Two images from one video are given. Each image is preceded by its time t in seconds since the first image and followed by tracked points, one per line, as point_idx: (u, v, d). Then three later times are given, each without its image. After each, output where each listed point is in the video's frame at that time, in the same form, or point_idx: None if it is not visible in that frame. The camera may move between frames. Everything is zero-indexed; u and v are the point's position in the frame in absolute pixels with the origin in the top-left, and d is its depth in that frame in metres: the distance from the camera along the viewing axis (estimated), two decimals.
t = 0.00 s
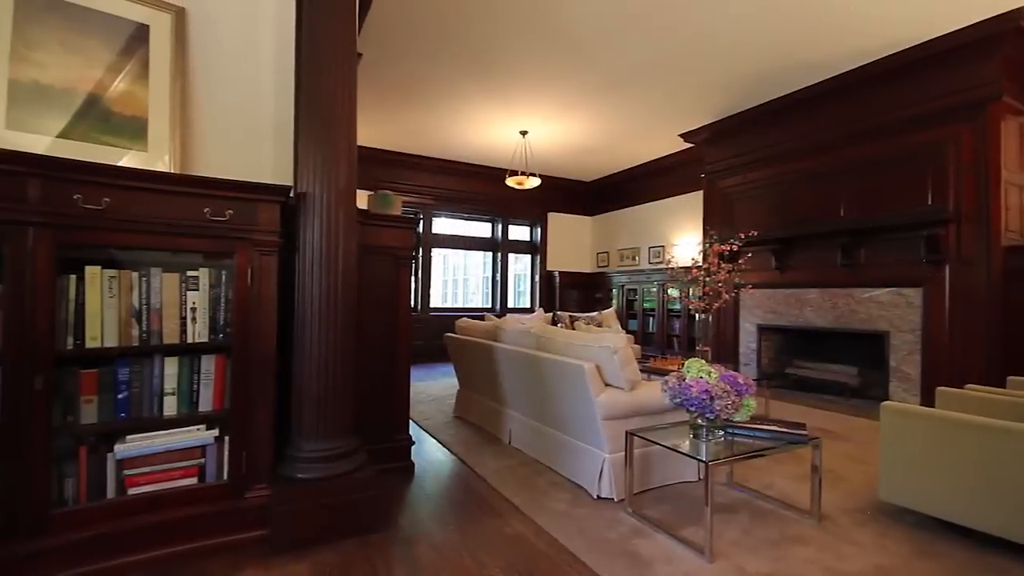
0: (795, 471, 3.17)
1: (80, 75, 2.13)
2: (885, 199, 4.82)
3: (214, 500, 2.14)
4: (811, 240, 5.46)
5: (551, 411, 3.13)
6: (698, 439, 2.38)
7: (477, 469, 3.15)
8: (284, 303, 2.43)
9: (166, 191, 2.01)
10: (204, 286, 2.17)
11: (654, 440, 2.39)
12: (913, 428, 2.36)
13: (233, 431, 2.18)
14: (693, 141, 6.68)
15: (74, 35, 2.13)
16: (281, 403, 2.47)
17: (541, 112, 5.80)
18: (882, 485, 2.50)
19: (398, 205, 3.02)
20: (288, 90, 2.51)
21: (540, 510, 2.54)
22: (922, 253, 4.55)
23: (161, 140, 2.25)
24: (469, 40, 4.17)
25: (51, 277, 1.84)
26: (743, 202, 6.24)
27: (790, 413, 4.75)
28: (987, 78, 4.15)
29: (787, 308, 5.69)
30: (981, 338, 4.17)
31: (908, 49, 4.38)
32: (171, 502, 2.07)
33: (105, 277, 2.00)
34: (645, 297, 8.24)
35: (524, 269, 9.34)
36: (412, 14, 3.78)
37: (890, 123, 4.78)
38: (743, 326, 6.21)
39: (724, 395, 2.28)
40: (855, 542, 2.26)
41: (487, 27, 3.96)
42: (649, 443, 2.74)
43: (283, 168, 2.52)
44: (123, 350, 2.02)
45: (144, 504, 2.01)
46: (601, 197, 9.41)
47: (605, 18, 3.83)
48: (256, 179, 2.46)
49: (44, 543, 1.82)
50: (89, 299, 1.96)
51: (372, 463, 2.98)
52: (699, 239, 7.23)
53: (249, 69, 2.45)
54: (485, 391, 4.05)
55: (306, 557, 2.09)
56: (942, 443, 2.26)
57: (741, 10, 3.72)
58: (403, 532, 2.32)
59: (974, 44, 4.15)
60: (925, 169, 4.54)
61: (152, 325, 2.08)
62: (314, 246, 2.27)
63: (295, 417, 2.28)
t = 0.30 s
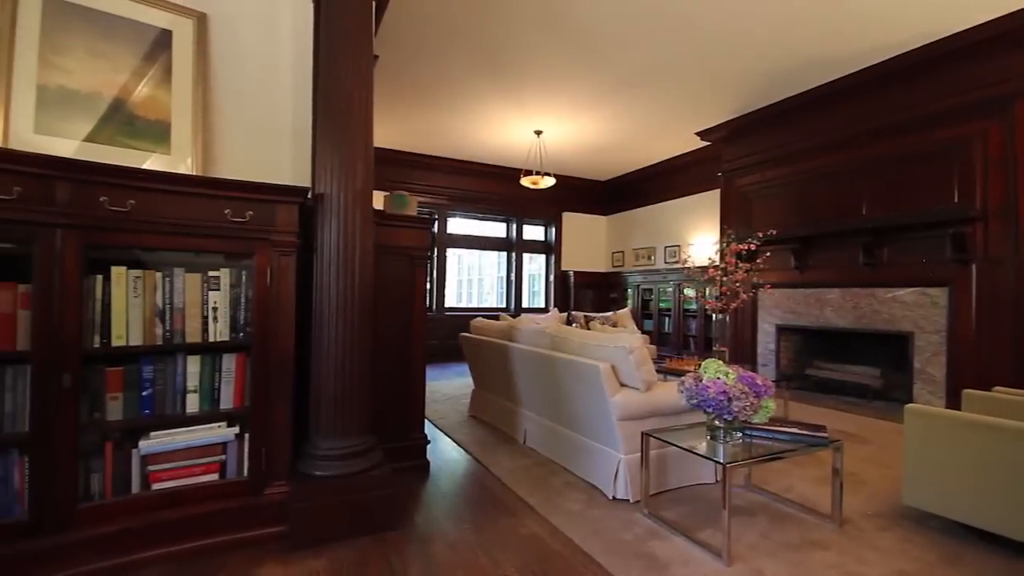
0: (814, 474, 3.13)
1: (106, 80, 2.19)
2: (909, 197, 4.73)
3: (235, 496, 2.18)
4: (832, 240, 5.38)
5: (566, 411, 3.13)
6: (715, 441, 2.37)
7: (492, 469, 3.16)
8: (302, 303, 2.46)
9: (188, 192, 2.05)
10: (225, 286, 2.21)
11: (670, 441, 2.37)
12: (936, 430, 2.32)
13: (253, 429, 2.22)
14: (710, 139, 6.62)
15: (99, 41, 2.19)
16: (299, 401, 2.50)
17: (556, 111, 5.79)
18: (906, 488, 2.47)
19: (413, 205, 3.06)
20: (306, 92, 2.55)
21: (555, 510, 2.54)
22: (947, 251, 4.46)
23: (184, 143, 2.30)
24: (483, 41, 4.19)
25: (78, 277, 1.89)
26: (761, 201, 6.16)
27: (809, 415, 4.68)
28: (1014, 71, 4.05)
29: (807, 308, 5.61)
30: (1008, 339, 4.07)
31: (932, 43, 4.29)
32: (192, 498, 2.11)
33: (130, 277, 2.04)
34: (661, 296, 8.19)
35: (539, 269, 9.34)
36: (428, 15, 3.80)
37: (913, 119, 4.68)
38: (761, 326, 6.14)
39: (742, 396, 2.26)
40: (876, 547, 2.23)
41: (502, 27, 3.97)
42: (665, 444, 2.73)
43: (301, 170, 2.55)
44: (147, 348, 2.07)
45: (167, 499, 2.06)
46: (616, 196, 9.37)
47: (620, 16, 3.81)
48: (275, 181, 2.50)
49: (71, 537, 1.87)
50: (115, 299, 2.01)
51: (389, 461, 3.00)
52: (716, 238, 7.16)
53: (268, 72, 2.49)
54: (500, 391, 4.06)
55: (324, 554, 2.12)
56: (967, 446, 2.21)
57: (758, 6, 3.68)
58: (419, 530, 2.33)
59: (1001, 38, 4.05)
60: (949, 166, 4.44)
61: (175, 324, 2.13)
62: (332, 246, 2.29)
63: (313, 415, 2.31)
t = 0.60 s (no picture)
0: (837, 478, 3.08)
1: (132, 86, 2.24)
2: (935, 194, 4.63)
3: (257, 492, 2.22)
4: (854, 239, 5.29)
5: (583, 411, 3.13)
6: (734, 442, 2.35)
7: (509, 469, 3.16)
8: (321, 303, 2.49)
9: (211, 194, 2.09)
10: (247, 286, 2.25)
11: (689, 442, 2.36)
12: (965, 434, 2.27)
13: (274, 426, 2.25)
14: (728, 137, 6.55)
15: (126, 47, 2.24)
16: (318, 400, 2.54)
17: (573, 110, 5.78)
18: (932, 492, 2.42)
19: (430, 206, 3.09)
20: (325, 94, 2.58)
21: (572, 511, 2.54)
22: (977, 250, 4.36)
23: (207, 145, 2.35)
24: (500, 41, 4.20)
25: (106, 277, 1.95)
26: (781, 200, 6.08)
27: (831, 417, 4.61)
28: None
29: (829, 308, 5.52)
30: None
31: (958, 37, 4.19)
32: (216, 493, 2.15)
33: (156, 277, 2.10)
34: (679, 296, 8.13)
35: (555, 269, 9.33)
36: (446, 16, 3.83)
37: (940, 114, 4.58)
38: (782, 326, 6.06)
39: (762, 398, 2.24)
40: (901, 553, 2.19)
41: (519, 26, 3.98)
42: (683, 445, 2.71)
43: (320, 171, 2.59)
44: (172, 347, 2.12)
45: (191, 494, 2.11)
46: (633, 196, 9.32)
47: (638, 14, 3.79)
48: (295, 182, 2.54)
49: (100, 529, 1.93)
50: (142, 298, 2.06)
51: (406, 460, 3.03)
52: (735, 237, 7.08)
53: (288, 75, 2.53)
54: (516, 391, 4.07)
55: (343, 551, 2.14)
56: (997, 451, 2.16)
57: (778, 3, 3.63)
58: (436, 529, 2.35)
59: None
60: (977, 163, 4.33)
61: (199, 323, 2.17)
62: (350, 247, 2.32)
63: (332, 413, 2.34)
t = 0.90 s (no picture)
0: (862, 483, 3.02)
1: (160, 91, 2.30)
2: (966, 192, 4.52)
3: (280, 488, 2.26)
4: (882, 237, 5.19)
5: (602, 412, 3.12)
6: (757, 445, 2.32)
7: (527, 469, 3.17)
8: (342, 303, 2.53)
9: (236, 196, 2.14)
10: (271, 286, 2.30)
11: (710, 444, 2.34)
12: (1001, 440, 2.21)
13: (296, 423, 2.29)
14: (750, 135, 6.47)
15: (154, 53, 2.30)
16: (339, 399, 2.57)
17: (591, 110, 5.77)
18: (964, 500, 2.36)
19: (449, 206, 3.11)
20: (346, 96, 2.62)
21: (590, 512, 2.54)
22: (1011, 249, 4.24)
23: (232, 148, 2.40)
24: (517, 40, 4.21)
25: (137, 277, 2.00)
26: (804, 199, 5.99)
27: (856, 420, 4.52)
28: None
29: (856, 309, 5.42)
30: None
31: (989, 30, 4.07)
32: (241, 489, 2.20)
33: (184, 277, 2.15)
34: (698, 296, 8.05)
35: (573, 269, 9.31)
36: (464, 17, 3.85)
37: (969, 110, 4.46)
38: (806, 327, 5.96)
39: (786, 400, 2.21)
40: (929, 561, 2.14)
41: (537, 26, 3.98)
42: (704, 447, 2.69)
43: (341, 172, 2.62)
44: (199, 345, 2.17)
45: (217, 489, 2.16)
46: (651, 195, 9.25)
47: (657, 12, 3.76)
48: (317, 184, 2.58)
49: (130, 522, 1.99)
50: (170, 298, 2.12)
51: (425, 458, 3.05)
52: (757, 237, 6.99)
53: (310, 78, 2.57)
54: (534, 391, 4.07)
55: (364, 547, 2.17)
56: None
57: None
58: (455, 528, 2.37)
59: None
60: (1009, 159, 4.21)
61: (225, 322, 2.22)
62: (370, 247, 2.35)
63: (353, 412, 2.37)
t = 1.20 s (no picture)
0: (891, 488, 2.96)
1: (189, 96, 2.36)
2: (1000, 189, 4.38)
3: (304, 484, 2.30)
4: (913, 235, 5.08)
5: (622, 412, 3.10)
6: (782, 448, 2.29)
7: (546, 468, 3.18)
8: (364, 302, 2.56)
9: (262, 198, 2.19)
10: (295, 286, 2.34)
11: (733, 447, 2.32)
12: None
13: (320, 421, 2.33)
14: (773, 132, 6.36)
15: (184, 59, 2.36)
16: (361, 397, 2.61)
17: (611, 108, 5.74)
18: (998, 507, 2.29)
19: (468, 206, 3.11)
20: (368, 99, 2.65)
21: (610, 513, 2.53)
22: None
23: (257, 151, 2.45)
24: (536, 40, 4.21)
25: (167, 277, 2.06)
26: (831, 197, 5.87)
27: (885, 424, 4.42)
28: None
29: (885, 309, 5.29)
30: None
31: None
32: (266, 484, 2.25)
33: (212, 277, 2.20)
34: (721, 297, 7.96)
35: (592, 268, 9.28)
36: (484, 17, 3.86)
37: (1003, 104, 4.33)
38: (832, 328, 5.84)
39: (812, 403, 2.17)
40: (961, 569, 2.09)
41: (557, 26, 3.98)
42: (727, 450, 2.66)
43: (363, 173, 2.66)
44: (227, 343, 2.22)
45: (244, 484, 2.21)
46: (672, 194, 9.16)
47: (677, 10, 3.73)
48: (339, 185, 2.62)
49: (161, 515, 2.05)
50: (199, 298, 2.17)
51: (445, 457, 3.07)
52: (781, 236, 6.87)
53: (333, 81, 2.61)
54: (554, 390, 4.07)
55: (385, 544, 2.20)
56: None
57: None
58: (475, 526, 2.38)
59: None
60: None
61: (251, 321, 2.27)
62: (392, 248, 2.38)
63: (374, 410, 2.40)
